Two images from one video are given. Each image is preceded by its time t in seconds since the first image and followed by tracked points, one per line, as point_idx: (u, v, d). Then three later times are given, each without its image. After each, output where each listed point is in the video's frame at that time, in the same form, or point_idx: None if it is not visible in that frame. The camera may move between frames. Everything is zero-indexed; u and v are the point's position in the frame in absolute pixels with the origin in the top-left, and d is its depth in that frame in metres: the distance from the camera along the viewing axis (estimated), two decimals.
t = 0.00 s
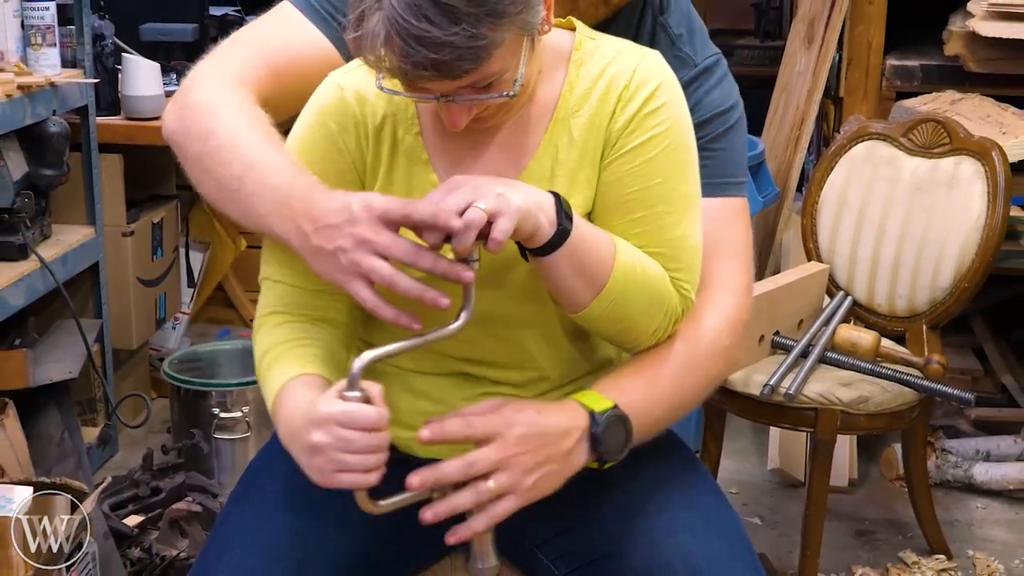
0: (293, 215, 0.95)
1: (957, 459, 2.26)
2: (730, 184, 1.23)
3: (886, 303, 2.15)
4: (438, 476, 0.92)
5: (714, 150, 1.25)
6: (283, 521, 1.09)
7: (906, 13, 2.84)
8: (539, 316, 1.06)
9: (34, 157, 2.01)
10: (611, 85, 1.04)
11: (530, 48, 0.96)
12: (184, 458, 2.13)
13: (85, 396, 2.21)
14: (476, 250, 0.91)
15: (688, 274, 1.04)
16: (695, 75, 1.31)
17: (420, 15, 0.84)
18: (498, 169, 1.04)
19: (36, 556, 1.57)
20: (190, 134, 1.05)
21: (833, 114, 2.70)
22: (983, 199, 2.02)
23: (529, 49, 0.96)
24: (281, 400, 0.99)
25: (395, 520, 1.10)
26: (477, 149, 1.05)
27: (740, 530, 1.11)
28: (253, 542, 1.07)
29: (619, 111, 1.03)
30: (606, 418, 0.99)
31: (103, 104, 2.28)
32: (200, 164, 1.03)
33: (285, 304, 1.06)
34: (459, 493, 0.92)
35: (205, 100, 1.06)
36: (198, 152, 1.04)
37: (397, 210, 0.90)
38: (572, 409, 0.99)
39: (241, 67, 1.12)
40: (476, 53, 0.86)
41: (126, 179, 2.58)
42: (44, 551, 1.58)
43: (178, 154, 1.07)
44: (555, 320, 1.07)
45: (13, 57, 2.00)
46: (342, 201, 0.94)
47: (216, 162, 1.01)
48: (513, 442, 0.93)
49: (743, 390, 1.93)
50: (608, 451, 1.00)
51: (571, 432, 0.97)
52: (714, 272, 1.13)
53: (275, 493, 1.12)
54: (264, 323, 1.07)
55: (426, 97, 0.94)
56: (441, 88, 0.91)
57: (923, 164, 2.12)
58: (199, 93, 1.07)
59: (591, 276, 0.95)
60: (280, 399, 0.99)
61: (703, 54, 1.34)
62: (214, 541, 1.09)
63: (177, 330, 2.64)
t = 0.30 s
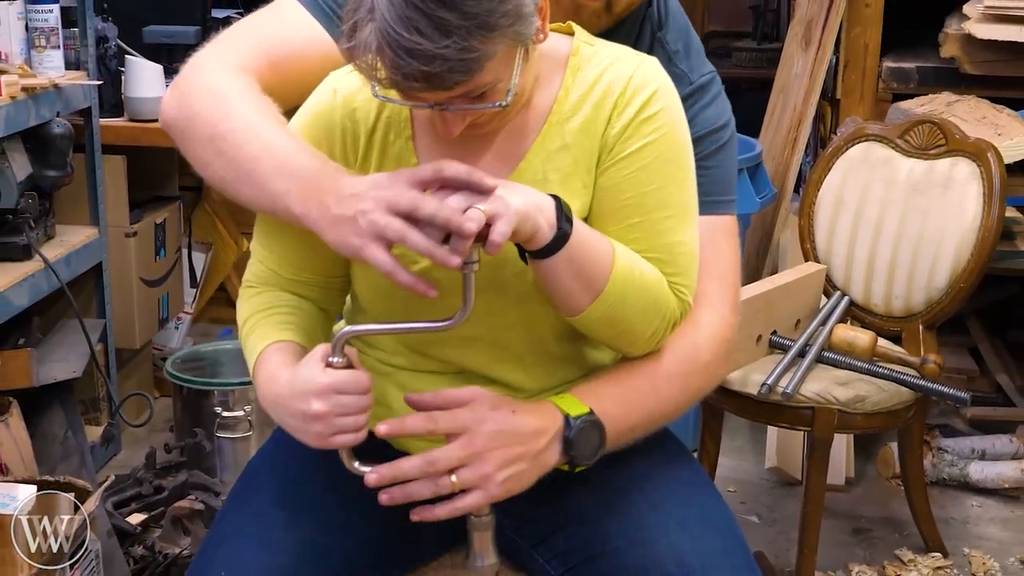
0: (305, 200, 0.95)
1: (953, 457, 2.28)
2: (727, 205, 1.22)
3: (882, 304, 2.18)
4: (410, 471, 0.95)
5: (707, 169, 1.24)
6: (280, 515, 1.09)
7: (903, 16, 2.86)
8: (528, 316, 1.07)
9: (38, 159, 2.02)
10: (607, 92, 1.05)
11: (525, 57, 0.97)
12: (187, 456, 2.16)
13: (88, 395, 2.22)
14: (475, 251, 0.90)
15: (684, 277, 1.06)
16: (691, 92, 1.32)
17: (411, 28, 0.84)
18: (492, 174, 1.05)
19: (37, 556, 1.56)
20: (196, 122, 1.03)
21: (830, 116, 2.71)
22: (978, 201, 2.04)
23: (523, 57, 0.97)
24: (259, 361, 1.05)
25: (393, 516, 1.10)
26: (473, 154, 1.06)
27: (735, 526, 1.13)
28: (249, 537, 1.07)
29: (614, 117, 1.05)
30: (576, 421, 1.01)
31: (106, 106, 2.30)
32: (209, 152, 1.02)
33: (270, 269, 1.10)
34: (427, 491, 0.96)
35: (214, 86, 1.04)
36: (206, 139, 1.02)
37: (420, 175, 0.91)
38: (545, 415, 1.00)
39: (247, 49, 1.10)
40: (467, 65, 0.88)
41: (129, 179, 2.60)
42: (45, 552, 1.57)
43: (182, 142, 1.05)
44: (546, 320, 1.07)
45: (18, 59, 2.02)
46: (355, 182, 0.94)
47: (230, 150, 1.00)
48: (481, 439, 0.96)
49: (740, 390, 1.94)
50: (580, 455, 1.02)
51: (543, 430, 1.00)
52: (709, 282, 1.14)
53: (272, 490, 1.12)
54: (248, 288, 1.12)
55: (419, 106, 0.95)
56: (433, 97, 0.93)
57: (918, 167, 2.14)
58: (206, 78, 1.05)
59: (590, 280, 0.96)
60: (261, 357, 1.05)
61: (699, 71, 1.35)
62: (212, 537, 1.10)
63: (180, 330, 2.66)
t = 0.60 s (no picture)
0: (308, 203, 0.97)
1: (949, 456, 2.30)
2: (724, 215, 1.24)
3: (879, 303, 2.19)
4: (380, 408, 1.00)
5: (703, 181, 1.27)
6: (282, 512, 1.10)
7: (899, 19, 2.89)
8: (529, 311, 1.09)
9: (42, 160, 2.04)
10: (605, 90, 1.07)
11: (524, 60, 0.99)
12: (189, 455, 2.18)
13: (92, 394, 2.24)
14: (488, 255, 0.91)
15: (683, 271, 1.07)
16: (687, 103, 1.35)
17: (412, 34, 0.86)
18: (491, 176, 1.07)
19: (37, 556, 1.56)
20: (204, 111, 1.04)
21: (827, 118, 2.74)
22: (974, 201, 2.06)
23: (522, 61, 0.98)
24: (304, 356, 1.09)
25: (394, 514, 1.12)
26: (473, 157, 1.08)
27: (732, 524, 1.14)
28: (250, 534, 1.08)
29: (613, 115, 1.06)
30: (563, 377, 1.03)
31: (109, 107, 2.33)
32: (217, 140, 1.03)
33: (273, 257, 1.12)
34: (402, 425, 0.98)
35: (222, 76, 1.05)
36: (214, 127, 1.03)
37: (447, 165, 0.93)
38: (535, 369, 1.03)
39: (251, 42, 1.11)
40: (467, 69, 0.89)
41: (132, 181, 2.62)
42: (46, 552, 1.58)
43: (188, 132, 1.06)
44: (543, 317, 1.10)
45: (22, 61, 2.04)
46: (370, 167, 0.97)
47: (242, 137, 1.01)
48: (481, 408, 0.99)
49: (738, 389, 1.96)
50: (573, 408, 1.02)
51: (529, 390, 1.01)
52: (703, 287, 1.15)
53: (274, 487, 1.13)
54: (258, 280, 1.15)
55: (421, 109, 0.97)
56: (434, 101, 0.95)
57: (915, 167, 2.16)
58: (214, 68, 1.06)
59: (596, 277, 0.98)
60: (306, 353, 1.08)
61: (693, 83, 1.38)
62: (213, 535, 1.10)
63: (182, 330, 2.70)
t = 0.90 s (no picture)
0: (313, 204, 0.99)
1: (944, 455, 2.32)
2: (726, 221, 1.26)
3: (875, 303, 2.21)
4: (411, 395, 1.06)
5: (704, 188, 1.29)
6: (287, 509, 1.12)
7: (895, 21, 2.91)
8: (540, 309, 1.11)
9: (46, 161, 2.06)
10: (606, 91, 1.09)
11: (524, 60, 1.01)
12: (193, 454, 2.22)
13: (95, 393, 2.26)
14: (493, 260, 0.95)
15: (685, 269, 1.08)
16: (687, 107, 1.36)
17: (415, 36, 0.88)
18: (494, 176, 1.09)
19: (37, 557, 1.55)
20: (218, 115, 1.05)
21: (824, 119, 2.76)
22: (970, 202, 2.07)
23: (523, 60, 1.00)
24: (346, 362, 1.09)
25: (398, 511, 1.14)
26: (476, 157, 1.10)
27: (730, 521, 1.16)
28: (253, 532, 1.09)
29: (613, 115, 1.08)
30: (597, 390, 1.05)
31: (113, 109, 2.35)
32: (234, 143, 1.04)
33: (282, 266, 1.13)
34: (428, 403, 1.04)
35: (234, 80, 1.07)
36: (230, 130, 1.04)
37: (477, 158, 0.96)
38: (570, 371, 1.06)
39: (259, 46, 1.12)
40: (469, 69, 0.91)
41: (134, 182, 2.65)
42: (47, 552, 1.59)
43: (203, 136, 1.06)
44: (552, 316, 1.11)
45: (26, 63, 2.05)
46: (376, 171, 1.00)
47: (260, 139, 1.02)
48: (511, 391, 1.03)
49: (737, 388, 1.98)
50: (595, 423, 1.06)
51: (564, 390, 1.05)
52: (716, 293, 1.18)
53: (278, 485, 1.15)
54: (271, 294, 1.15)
55: (423, 110, 0.99)
56: (436, 101, 0.96)
57: (911, 168, 2.18)
58: (225, 73, 1.08)
59: (601, 276, 0.99)
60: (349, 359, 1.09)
61: (693, 87, 1.39)
62: (218, 532, 1.12)
63: (185, 328, 2.69)
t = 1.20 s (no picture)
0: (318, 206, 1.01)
1: (941, 453, 2.34)
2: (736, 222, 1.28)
3: (872, 303, 2.23)
4: (482, 401, 1.07)
5: (713, 189, 1.30)
6: (290, 506, 1.13)
7: (890, 24, 2.93)
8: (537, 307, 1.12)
9: (50, 162, 2.08)
10: (607, 89, 1.11)
11: (533, 62, 1.02)
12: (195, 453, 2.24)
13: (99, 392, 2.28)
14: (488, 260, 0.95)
15: (684, 264, 1.10)
16: (692, 107, 1.37)
17: (429, 40, 0.88)
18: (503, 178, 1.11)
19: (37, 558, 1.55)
20: (222, 121, 1.07)
21: (821, 121, 2.78)
22: (966, 203, 2.09)
23: (532, 62, 1.01)
24: (425, 375, 1.07)
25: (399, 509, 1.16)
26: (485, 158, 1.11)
27: (729, 518, 1.17)
28: (256, 530, 1.11)
29: (614, 112, 1.10)
30: (677, 414, 1.10)
31: (116, 111, 2.37)
32: (236, 148, 1.06)
33: (322, 288, 1.10)
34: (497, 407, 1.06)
35: (236, 87, 1.09)
36: (233, 136, 1.06)
37: (479, 163, 0.97)
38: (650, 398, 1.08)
39: (262, 53, 1.15)
40: (481, 73, 0.92)
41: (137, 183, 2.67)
42: (53, 551, 1.59)
43: (205, 142, 1.09)
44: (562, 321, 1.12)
45: (30, 66, 2.08)
46: (377, 173, 1.01)
47: (261, 144, 1.05)
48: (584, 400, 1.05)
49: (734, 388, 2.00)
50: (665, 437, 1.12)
51: (648, 410, 1.08)
52: (736, 293, 1.24)
53: (280, 483, 1.16)
54: (322, 326, 1.12)
55: (434, 112, 1.00)
56: (447, 104, 0.97)
57: (907, 169, 2.20)
58: (228, 80, 1.10)
59: (599, 273, 1.01)
60: (431, 372, 1.07)
61: (698, 84, 1.40)
62: (221, 529, 1.13)
63: (188, 329, 2.72)
